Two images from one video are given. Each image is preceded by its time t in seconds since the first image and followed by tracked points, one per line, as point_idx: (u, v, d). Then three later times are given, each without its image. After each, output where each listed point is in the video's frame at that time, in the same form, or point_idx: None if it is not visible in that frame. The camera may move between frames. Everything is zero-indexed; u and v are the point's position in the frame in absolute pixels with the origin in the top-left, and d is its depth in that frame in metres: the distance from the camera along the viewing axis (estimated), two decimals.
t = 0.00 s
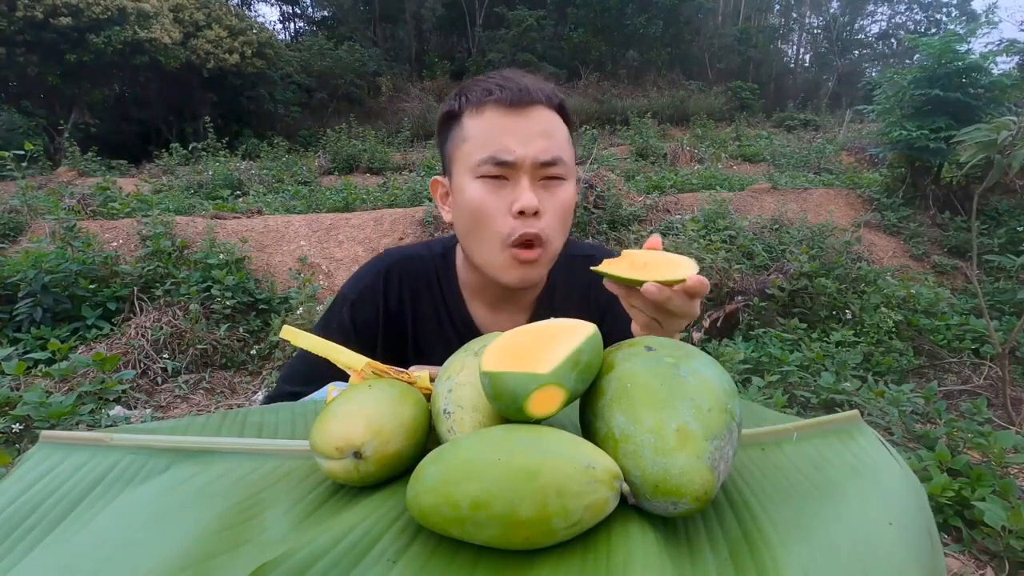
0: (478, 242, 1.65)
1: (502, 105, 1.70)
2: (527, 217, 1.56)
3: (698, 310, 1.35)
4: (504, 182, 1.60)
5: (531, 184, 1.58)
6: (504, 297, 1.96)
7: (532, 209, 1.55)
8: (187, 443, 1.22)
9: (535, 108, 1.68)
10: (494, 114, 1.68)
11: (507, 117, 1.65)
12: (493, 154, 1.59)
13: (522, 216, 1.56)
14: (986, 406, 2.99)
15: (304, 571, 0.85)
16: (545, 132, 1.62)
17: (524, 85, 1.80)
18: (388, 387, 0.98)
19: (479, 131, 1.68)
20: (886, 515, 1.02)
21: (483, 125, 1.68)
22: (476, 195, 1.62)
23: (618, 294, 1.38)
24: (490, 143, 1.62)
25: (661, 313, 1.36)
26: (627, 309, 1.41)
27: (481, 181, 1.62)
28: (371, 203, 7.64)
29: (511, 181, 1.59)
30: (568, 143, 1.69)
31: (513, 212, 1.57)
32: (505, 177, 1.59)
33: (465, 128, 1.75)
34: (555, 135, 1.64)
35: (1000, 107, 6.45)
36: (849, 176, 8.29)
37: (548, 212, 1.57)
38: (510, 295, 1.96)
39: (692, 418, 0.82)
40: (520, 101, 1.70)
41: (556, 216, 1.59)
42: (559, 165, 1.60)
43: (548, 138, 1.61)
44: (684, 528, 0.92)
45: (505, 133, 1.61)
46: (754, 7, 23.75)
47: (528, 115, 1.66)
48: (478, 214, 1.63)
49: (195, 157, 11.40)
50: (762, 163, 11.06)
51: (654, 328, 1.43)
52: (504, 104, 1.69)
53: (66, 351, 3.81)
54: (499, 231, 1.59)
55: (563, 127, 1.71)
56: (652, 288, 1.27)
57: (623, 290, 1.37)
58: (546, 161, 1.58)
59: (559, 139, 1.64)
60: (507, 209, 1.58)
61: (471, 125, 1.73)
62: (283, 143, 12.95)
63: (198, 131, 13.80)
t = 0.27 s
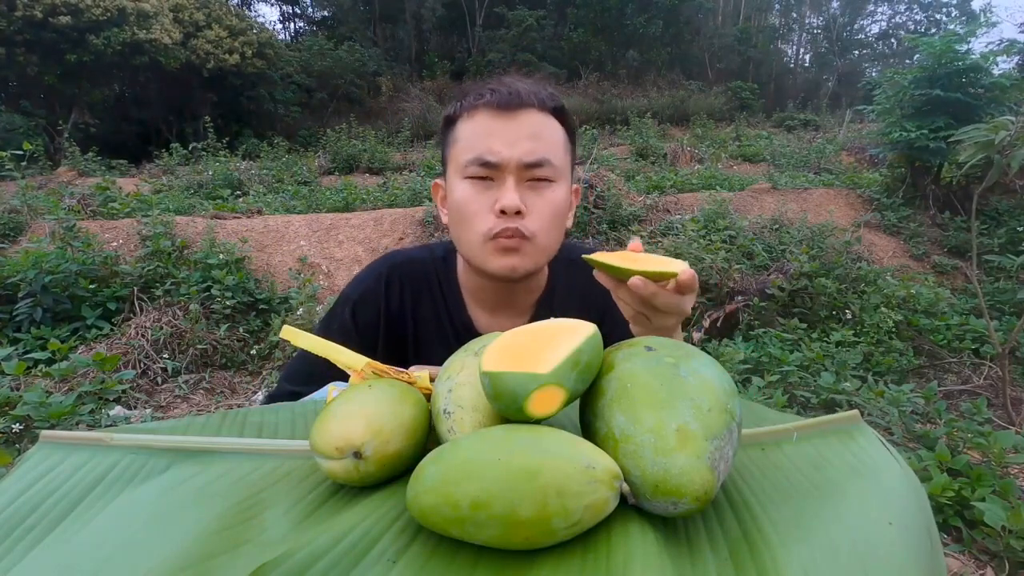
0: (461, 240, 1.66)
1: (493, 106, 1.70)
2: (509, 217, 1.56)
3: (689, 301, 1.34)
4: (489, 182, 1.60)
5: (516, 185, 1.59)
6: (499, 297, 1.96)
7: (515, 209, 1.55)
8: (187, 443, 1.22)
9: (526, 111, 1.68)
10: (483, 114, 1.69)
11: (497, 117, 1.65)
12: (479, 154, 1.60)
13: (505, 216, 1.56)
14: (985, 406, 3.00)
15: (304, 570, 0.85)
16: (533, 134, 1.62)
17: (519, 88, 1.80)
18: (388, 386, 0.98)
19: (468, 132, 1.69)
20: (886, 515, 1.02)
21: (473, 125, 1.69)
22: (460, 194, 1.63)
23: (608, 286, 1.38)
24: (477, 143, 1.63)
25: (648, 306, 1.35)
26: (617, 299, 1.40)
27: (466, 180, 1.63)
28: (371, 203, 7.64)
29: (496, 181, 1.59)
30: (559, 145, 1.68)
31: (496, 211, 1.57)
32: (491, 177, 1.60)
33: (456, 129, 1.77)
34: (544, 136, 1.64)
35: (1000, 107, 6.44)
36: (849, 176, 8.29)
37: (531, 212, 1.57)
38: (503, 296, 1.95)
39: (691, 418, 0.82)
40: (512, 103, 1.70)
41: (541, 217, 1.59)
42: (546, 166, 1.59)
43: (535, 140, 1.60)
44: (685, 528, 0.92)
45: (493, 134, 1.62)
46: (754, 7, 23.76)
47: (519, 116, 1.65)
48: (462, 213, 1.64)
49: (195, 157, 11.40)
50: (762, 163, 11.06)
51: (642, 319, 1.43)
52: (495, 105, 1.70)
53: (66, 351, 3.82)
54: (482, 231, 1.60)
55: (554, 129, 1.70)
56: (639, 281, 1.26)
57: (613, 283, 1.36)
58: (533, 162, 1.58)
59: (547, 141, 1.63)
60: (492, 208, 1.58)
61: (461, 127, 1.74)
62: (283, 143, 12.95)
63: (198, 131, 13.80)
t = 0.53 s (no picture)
0: (481, 256, 1.67)
1: (507, 116, 1.68)
2: (529, 232, 1.57)
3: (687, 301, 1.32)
4: (507, 196, 1.60)
5: (534, 199, 1.58)
6: (506, 297, 1.96)
7: (535, 225, 1.56)
8: (187, 443, 1.22)
9: (540, 120, 1.66)
10: (499, 127, 1.66)
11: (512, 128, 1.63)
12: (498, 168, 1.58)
13: (525, 231, 1.57)
14: (985, 406, 3.00)
15: (304, 570, 0.85)
16: (549, 146, 1.61)
17: (528, 93, 1.78)
18: (388, 386, 0.98)
19: (483, 143, 1.67)
20: (886, 515, 1.02)
21: (488, 137, 1.67)
22: (480, 210, 1.63)
23: (602, 288, 1.40)
24: (494, 157, 1.62)
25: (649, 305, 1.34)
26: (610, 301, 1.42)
27: (484, 195, 1.62)
28: (371, 203, 7.65)
29: (514, 196, 1.59)
30: (572, 154, 1.68)
31: (516, 226, 1.58)
32: (509, 191, 1.59)
33: (469, 138, 1.74)
34: (560, 148, 1.63)
35: (1000, 107, 6.44)
36: (849, 176, 8.29)
37: (550, 225, 1.58)
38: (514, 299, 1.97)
39: (691, 419, 0.82)
40: (525, 112, 1.68)
41: (559, 230, 1.60)
42: (563, 179, 1.60)
43: (551, 152, 1.59)
44: (685, 528, 0.92)
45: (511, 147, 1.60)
46: (754, 7, 23.76)
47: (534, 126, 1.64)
48: (482, 228, 1.64)
49: (195, 157, 11.40)
50: (762, 163, 11.07)
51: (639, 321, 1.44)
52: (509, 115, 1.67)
53: (66, 351, 3.82)
54: (502, 245, 1.60)
55: (567, 137, 1.70)
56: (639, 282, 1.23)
57: (607, 284, 1.38)
58: (551, 176, 1.58)
59: (563, 152, 1.62)
60: (511, 223, 1.59)
61: (475, 136, 1.71)
62: (283, 143, 12.95)
63: (198, 131, 13.81)
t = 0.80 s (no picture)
0: (488, 242, 1.65)
1: (514, 108, 1.70)
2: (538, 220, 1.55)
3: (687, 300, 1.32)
4: (514, 184, 1.59)
5: (540, 187, 1.58)
6: (507, 288, 1.96)
7: (543, 213, 1.54)
8: (188, 443, 1.22)
9: (545, 113, 1.68)
10: (506, 118, 1.67)
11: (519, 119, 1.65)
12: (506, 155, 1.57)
13: (533, 220, 1.55)
14: (985, 406, 3.00)
15: (304, 571, 0.85)
16: (555, 137, 1.62)
17: (534, 88, 1.80)
18: (388, 386, 0.98)
19: (491, 132, 1.68)
20: (886, 516, 1.02)
21: (496, 126, 1.67)
22: (487, 195, 1.62)
23: (609, 303, 1.38)
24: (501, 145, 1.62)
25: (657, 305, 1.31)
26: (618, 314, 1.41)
27: (493, 181, 1.62)
28: (371, 203, 7.65)
29: (521, 183, 1.59)
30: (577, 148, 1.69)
31: (524, 215, 1.56)
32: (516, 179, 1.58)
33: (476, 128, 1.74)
34: (566, 140, 1.64)
35: (1000, 107, 6.44)
36: (849, 176, 8.29)
37: (557, 215, 1.57)
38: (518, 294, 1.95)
39: (691, 419, 0.82)
40: (532, 106, 1.70)
41: (565, 219, 1.59)
42: (568, 169, 1.60)
43: (558, 142, 1.61)
44: (685, 528, 0.92)
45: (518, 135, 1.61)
46: (754, 7, 23.76)
47: (540, 119, 1.65)
48: (488, 214, 1.62)
49: (195, 157, 11.40)
50: (762, 163, 11.07)
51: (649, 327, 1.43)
52: (516, 107, 1.69)
53: (66, 351, 3.82)
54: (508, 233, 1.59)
55: (573, 131, 1.71)
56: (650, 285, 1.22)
57: (613, 298, 1.36)
58: (558, 164, 1.58)
59: (568, 144, 1.64)
60: (517, 211, 1.58)
61: (482, 126, 1.73)
62: (283, 143, 12.95)
63: (198, 130, 13.81)
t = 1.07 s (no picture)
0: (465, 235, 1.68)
1: (503, 104, 1.70)
2: (514, 213, 1.57)
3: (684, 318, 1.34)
4: (497, 178, 1.60)
5: (522, 181, 1.59)
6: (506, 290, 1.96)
7: (519, 207, 1.56)
8: (187, 443, 1.22)
9: (533, 108, 1.68)
10: (493, 112, 1.68)
11: (506, 114, 1.65)
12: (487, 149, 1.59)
13: (510, 213, 1.57)
14: (986, 406, 3.00)
15: (304, 571, 0.85)
16: (540, 131, 1.62)
17: (529, 86, 1.80)
18: (389, 386, 0.98)
19: (477, 127, 1.70)
20: (885, 516, 1.02)
21: (482, 121, 1.69)
22: (467, 189, 1.64)
23: (610, 307, 1.36)
24: (486, 139, 1.63)
25: (646, 323, 1.33)
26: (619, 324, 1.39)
27: (474, 175, 1.63)
28: (371, 203, 7.65)
29: (503, 177, 1.60)
30: (567, 143, 1.68)
31: (501, 208, 1.58)
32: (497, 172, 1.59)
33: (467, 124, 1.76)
34: (553, 135, 1.63)
35: (1000, 107, 6.44)
36: (849, 176, 8.29)
37: (536, 209, 1.58)
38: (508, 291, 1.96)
39: (692, 419, 0.82)
40: (522, 101, 1.70)
41: (545, 213, 1.59)
42: (552, 164, 1.59)
43: (544, 136, 1.60)
44: (685, 528, 0.92)
45: (502, 130, 1.61)
46: (754, 7, 23.75)
47: (527, 113, 1.65)
48: (468, 207, 1.65)
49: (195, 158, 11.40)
50: (762, 163, 11.07)
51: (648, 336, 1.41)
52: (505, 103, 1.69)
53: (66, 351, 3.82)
54: (486, 226, 1.60)
55: (562, 126, 1.70)
56: (640, 300, 1.26)
57: (615, 303, 1.34)
58: (539, 159, 1.58)
59: (556, 138, 1.63)
60: (497, 204, 1.59)
61: (470, 122, 1.75)
62: (283, 143, 12.95)
63: (198, 130, 13.82)
